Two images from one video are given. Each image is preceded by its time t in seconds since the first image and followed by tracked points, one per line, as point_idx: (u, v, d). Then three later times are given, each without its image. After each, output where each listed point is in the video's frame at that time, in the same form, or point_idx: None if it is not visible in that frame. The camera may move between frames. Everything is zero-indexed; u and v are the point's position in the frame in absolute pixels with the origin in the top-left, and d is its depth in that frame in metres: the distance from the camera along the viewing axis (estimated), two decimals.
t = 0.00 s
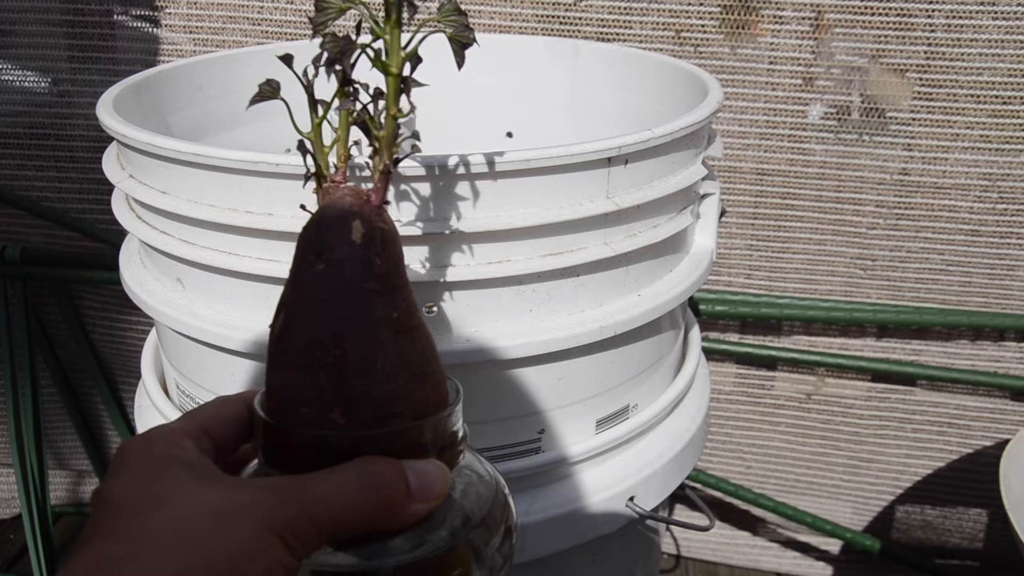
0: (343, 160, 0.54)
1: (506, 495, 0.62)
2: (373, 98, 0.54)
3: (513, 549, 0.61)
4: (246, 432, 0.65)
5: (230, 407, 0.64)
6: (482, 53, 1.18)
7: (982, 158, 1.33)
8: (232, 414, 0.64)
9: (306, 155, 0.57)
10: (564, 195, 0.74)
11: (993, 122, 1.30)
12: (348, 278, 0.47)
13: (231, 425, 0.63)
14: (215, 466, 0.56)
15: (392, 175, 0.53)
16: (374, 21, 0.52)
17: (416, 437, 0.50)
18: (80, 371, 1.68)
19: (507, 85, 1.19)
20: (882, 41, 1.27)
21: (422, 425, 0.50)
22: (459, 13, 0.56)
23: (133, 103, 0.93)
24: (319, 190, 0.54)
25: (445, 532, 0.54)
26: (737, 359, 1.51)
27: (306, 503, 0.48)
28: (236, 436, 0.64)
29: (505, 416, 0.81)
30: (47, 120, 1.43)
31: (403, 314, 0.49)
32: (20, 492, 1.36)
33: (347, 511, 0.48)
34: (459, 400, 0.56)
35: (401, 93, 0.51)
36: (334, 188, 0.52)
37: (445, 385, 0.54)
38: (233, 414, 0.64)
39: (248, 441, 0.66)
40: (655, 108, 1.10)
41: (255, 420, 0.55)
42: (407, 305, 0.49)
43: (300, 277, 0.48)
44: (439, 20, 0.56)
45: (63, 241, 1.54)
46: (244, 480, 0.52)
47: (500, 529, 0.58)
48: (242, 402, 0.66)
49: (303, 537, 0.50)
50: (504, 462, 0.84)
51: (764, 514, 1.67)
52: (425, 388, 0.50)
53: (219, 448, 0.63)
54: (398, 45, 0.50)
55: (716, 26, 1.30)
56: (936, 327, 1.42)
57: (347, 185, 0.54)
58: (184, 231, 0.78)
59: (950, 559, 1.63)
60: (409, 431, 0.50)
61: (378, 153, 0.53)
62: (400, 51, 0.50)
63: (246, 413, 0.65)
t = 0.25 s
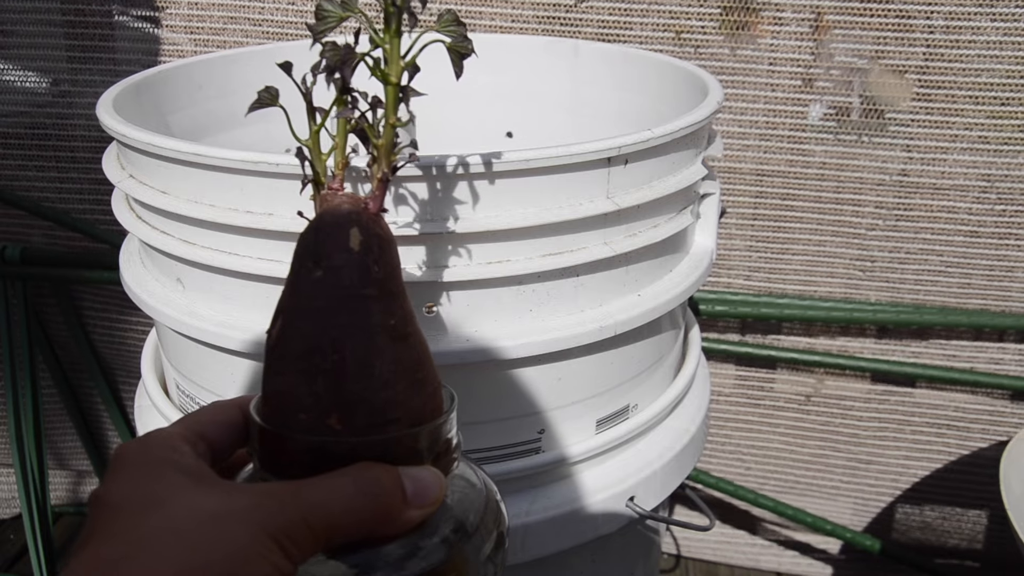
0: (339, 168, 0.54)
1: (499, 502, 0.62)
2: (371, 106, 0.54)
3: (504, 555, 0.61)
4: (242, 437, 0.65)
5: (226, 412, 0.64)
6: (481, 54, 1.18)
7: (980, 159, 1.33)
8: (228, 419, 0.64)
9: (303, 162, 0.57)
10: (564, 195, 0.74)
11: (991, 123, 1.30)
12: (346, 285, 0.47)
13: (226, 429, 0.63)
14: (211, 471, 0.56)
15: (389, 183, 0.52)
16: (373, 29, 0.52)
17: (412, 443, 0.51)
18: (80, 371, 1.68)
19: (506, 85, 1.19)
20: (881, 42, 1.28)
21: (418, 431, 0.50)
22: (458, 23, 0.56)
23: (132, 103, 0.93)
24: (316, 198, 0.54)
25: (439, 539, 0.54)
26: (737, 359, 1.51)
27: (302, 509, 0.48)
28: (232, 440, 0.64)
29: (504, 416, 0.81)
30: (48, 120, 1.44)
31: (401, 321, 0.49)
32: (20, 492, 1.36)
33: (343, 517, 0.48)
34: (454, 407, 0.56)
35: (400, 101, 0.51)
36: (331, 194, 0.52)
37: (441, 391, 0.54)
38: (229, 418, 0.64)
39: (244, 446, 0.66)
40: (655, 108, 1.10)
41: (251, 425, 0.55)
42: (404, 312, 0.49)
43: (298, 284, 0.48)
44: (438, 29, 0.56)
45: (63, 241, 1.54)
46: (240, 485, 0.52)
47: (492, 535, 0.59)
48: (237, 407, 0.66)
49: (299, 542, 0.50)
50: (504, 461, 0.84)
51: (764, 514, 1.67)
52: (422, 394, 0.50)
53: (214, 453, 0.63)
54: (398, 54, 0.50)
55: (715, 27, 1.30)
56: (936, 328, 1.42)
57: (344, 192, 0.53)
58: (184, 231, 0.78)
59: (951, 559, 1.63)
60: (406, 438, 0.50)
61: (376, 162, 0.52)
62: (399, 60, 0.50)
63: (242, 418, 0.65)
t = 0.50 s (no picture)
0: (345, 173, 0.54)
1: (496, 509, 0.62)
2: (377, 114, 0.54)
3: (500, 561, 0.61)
4: (242, 442, 0.65)
5: (226, 417, 0.64)
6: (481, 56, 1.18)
7: (978, 161, 1.33)
8: (229, 424, 0.64)
9: (308, 168, 0.57)
10: (564, 194, 0.74)
11: (989, 125, 1.31)
12: (349, 292, 0.47)
13: (227, 435, 0.63)
14: (212, 476, 0.56)
15: (394, 190, 0.52)
16: (381, 37, 0.52)
17: (413, 450, 0.51)
18: (80, 372, 1.68)
19: (507, 86, 1.20)
20: (880, 44, 1.28)
21: (419, 438, 0.50)
22: (466, 33, 0.56)
23: (133, 103, 0.93)
24: (321, 203, 0.54)
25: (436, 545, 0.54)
26: (737, 359, 1.51)
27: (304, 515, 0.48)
28: (232, 446, 0.64)
29: (505, 417, 0.81)
30: (49, 121, 1.44)
31: (403, 329, 0.49)
32: (20, 492, 1.36)
33: (344, 523, 0.48)
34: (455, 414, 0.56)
35: (406, 109, 0.52)
36: (336, 200, 0.52)
37: (442, 398, 0.54)
38: (229, 424, 0.64)
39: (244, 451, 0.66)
40: (655, 109, 1.10)
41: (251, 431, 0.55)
42: (407, 319, 0.50)
43: (302, 290, 0.48)
44: (445, 38, 0.56)
45: (64, 241, 1.54)
46: (242, 490, 0.53)
47: (489, 543, 0.59)
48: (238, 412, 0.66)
49: (299, 548, 0.50)
50: (504, 462, 0.84)
51: (763, 514, 1.68)
52: (424, 401, 0.50)
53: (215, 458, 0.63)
54: (405, 62, 0.50)
55: (715, 29, 1.31)
56: (935, 328, 1.42)
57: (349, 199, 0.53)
58: (184, 231, 0.78)
59: (950, 560, 1.63)
60: (407, 445, 0.50)
61: (381, 169, 0.52)
62: (406, 68, 0.50)
63: (242, 422, 0.65)
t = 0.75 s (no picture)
0: (338, 171, 0.54)
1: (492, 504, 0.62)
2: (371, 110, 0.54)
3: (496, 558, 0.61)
4: (238, 440, 0.65)
5: (222, 414, 0.64)
6: (480, 56, 1.18)
7: (978, 160, 1.33)
8: (224, 422, 0.64)
9: (303, 166, 0.57)
10: (564, 195, 0.74)
11: (989, 125, 1.31)
12: (343, 289, 0.47)
13: (222, 432, 0.63)
14: (207, 473, 0.56)
15: (388, 187, 0.52)
16: (374, 34, 0.51)
17: (408, 447, 0.51)
18: (80, 372, 1.68)
19: (506, 86, 1.20)
20: (881, 44, 1.28)
21: (414, 435, 0.50)
22: (459, 29, 0.56)
23: (133, 103, 0.93)
24: (315, 201, 0.54)
25: (432, 542, 0.54)
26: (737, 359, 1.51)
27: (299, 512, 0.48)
28: (228, 443, 0.64)
29: (505, 417, 0.81)
30: (48, 120, 1.44)
31: (398, 325, 0.49)
32: (20, 492, 1.36)
33: (339, 519, 0.48)
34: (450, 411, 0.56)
35: (400, 106, 0.51)
36: (331, 198, 0.51)
37: (438, 395, 0.54)
38: (225, 421, 0.64)
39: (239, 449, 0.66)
40: (655, 109, 1.10)
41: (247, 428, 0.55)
42: (402, 316, 0.49)
43: (296, 287, 0.48)
44: (438, 35, 0.56)
45: (64, 241, 1.54)
46: (237, 486, 0.53)
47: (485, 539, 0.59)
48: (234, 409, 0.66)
49: (295, 544, 0.50)
50: (504, 462, 0.84)
51: (763, 514, 1.67)
52: (419, 398, 0.50)
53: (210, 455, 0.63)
54: (399, 59, 0.50)
55: (715, 28, 1.31)
56: (935, 328, 1.42)
57: (343, 196, 0.53)
58: (184, 231, 0.78)
59: (950, 560, 1.63)
60: (402, 441, 0.50)
61: (376, 166, 0.52)
62: (400, 65, 0.50)
63: (238, 420, 0.65)
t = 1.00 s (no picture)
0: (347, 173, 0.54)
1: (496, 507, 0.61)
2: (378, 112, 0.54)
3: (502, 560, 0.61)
4: (241, 440, 0.64)
5: (224, 414, 0.64)
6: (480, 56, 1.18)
7: (978, 160, 1.33)
8: (226, 422, 0.63)
9: (309, 166, 0.57)
10: (564, 195, 0.74)
11: (989, 125, 1.31)
12: (349, 291, 0.47)
13: (225, 433, 0.63)
14: (211, 474, 0.56)
15: (395, 189, 0.52)
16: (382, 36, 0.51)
17: (413, 449, 0.51)
18: (80, 372, 1.68)
19: (506, 86, 1.20)
20: (881, 44, 1.28)
21: (420, 437, 0.50)
22: (466, 31, 0.56)
23: (133, 103, 0.93)
24: (321, 202, 0.54)
25: (434, 545, 0.54)
26: (737, 359, 1.51)
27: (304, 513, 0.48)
28: (231, 444, 0.64)
29: (505, 417, 0.81)
30: (49, 121, 1.44)
31: (404, 327, 0.49)
32: (20, 492, 1.36)
33: (344, 522, 0.48)
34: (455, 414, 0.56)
35: (407, 107, 0.51)
36: (336, 199, 0.51)
37: (442, 397, 0.54)
38: (228, 422, 0.64)
39: (243, 449, 0.66)
40: (655, 109, 1.10)
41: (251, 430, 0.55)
42: (407, 318, 0.49)
43: (302, 288, 0.48)
44: (446, 37, 0.56)
45: (64, 241, 1.54)
46: (241, 488, 0.52)
47: (492, 541, 0.58)
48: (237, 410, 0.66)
49: (300, 546, 0.50)
50: (504, 462, 0.84)
51: (763, 514, 1.67)
52: (424, 400, 0.50)
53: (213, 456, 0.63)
54: (406, 61, 0.49)
55: (716, 29, 1.31)
56: (935, 328, 1.41)
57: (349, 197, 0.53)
58: (184, 231, 0.78)
59: (950, 559, 1.63)
60: (407, 444, 0.50)
61: (382, 168, 0.52)
62: (407, 67, 0.50)
63: (241, 421, 0.65)
